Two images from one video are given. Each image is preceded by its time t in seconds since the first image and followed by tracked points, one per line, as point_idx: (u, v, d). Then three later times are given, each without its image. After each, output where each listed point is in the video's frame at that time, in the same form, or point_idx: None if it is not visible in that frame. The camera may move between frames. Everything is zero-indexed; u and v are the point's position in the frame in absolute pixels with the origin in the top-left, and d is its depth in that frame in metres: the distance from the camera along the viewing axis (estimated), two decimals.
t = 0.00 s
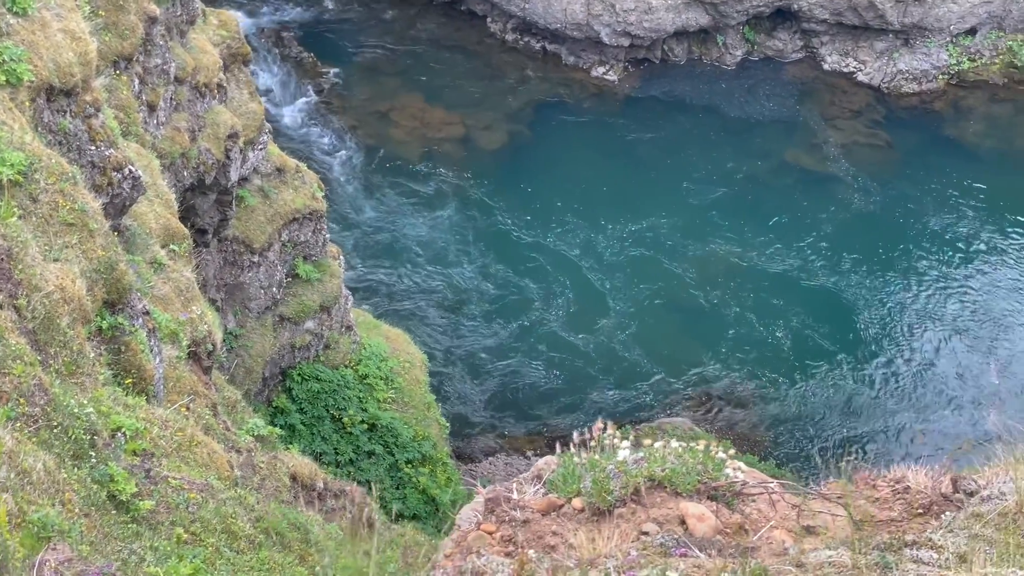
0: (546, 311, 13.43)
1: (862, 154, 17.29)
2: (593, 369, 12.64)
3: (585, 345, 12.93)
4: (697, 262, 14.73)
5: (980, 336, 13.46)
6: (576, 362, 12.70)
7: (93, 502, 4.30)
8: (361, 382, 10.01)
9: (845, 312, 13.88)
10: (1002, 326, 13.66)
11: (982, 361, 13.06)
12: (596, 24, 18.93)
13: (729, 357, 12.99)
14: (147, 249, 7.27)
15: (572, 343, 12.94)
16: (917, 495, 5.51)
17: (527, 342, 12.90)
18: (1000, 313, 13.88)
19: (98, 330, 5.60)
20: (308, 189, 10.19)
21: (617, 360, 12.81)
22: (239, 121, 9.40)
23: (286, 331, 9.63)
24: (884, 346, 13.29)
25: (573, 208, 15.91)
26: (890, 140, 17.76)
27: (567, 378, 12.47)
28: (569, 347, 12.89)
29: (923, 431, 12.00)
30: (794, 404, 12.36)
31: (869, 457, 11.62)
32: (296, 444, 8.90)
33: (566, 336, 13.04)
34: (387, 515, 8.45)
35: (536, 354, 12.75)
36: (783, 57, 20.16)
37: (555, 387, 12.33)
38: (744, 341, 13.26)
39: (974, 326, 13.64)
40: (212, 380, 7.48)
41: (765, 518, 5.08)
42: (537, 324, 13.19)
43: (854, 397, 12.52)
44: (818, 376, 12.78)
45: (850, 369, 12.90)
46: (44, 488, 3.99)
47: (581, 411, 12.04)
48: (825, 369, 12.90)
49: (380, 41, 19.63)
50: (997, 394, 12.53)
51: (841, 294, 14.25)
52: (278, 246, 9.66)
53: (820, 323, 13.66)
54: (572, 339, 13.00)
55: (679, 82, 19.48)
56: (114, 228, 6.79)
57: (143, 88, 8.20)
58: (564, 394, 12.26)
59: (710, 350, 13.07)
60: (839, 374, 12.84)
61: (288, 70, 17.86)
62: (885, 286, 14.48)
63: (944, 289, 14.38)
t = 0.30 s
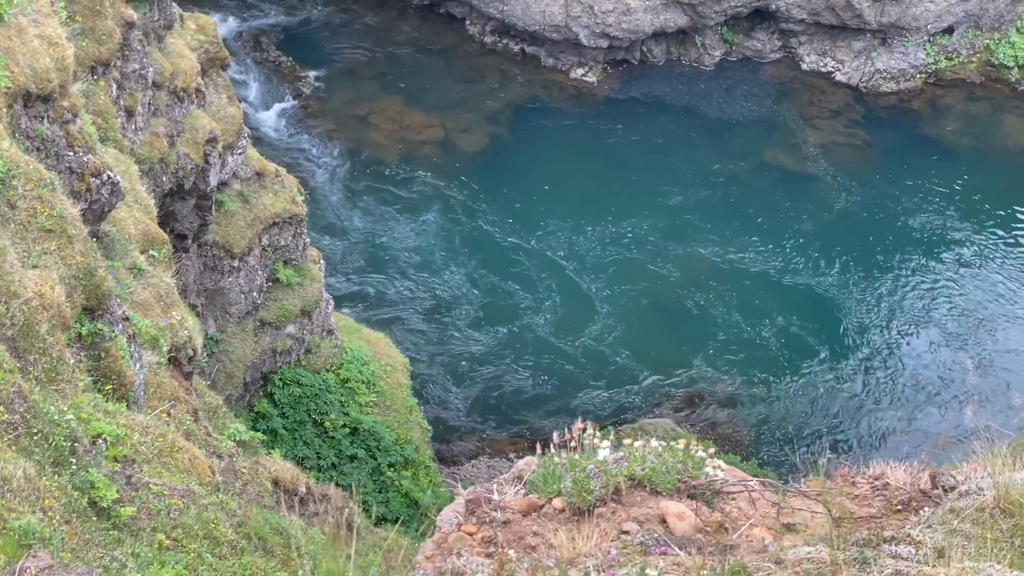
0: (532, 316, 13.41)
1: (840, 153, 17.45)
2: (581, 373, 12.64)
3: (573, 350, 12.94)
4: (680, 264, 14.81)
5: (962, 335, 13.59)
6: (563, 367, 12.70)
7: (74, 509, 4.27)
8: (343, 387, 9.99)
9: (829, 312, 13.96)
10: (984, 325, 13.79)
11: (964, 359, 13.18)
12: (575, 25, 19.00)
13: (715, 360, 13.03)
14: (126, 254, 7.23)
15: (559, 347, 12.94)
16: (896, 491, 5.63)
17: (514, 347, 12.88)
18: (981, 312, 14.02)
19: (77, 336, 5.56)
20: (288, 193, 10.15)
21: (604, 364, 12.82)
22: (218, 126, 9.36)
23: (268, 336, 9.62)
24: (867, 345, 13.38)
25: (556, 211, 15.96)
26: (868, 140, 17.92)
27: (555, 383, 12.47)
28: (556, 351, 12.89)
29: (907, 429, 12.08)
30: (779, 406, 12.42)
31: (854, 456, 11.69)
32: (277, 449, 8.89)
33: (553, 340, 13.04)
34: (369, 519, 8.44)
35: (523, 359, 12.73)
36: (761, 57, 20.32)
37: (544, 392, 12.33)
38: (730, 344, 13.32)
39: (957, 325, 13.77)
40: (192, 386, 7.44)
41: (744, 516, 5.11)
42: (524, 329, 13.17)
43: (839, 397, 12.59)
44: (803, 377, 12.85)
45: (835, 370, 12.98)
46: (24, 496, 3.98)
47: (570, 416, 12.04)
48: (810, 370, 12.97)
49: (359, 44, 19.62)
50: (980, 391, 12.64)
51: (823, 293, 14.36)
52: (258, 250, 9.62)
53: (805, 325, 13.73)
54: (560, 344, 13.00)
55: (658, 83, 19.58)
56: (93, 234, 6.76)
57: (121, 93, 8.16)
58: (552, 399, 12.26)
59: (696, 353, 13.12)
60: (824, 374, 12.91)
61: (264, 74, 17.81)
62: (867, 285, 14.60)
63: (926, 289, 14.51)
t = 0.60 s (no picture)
0: (520, 323, 13.41)
1: (820, 154, 17.63)
2: (570, 380, 12.65)
3: (562, 357, 12.95)
4: (664, 267, 14.88)
5: (945, 335, 13.72)
6: (552, 373, 12.70)
7: (55, 518, 4.26)
8: (325, 393, 9.97)
9: (814, 314, 14.06)
10: (967, 325, 13.93)
11: (948, 358, 13.30)
12: (553, 30, 19.07)
13: (701, 364, 13.09)
14: (106, 262, 7.21)
15: (547, 354, 12.95)
16: (875, 490, 5.71)
17: (502, 354, 12.88)
18: (964, 312, 14.16)
19: (58, 345, 5.53)
20: (268, 200, 10.13)
21: (592, 369, 12.85)
22: (197, 133, 9.33)
23: (249, 343, 9.56)
24: (852, 346, 13.48)
25: (539, 215, 16.02)
26: (847, 142, 18.09)
27: (544, 390, 12.47)
28: (544, 359, 12.90)
29: (893, 429, 12.16)
30: (766, 408, 12.49)
31: (839, 456, 11.77)
32: (260, 456, 8.88)
33: (540, 347, 13.05)
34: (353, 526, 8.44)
35: (511, 367, 12.72)
36: (740, 60, 20.49)
37: (533, 400, 12.33)
38: (716, 347, 13.39)
39: (941, 326, 13.89)
40: (174, 394, 7.41)
41: (725, 517, 5.17)
42: (512, 336, 13.17)
43: (825, 398, 12.67)
44: (789, 380, 12.93)
45: (820, 372, 13.06)
46: (4, 505, 3.99)
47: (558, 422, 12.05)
48: (795, 373, 13.05)
49: (338, 50, 19.61)
50: (963, 390, 12.74)
51: (807, 294, 14.47)
52: (239, 257, 9.59)
53: (789, 326, 13.83)
54: (547, 350, 13.01)
55: (638, 86, 19.69)
56: (72, 243, 6.74)
57: (100, 101, 8.13)
58: (541, 406, 12.26)
59: (683, 357, 13.18)
60: (810, 376, 13.00)
61: (243, 79, 17.74)
62: (850, 286, 14.72)
63: (909, 290, 14.64)
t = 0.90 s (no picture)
0: (508, 332, 13.45)
1: (800, 158, 17.81)
2: (558, 388, 12.70)
3: (550, 365, 13.00)
4: (647, 272, 15.00)
5: (928, 336, 13.87)
6: (540, 381, 12.75)
7: (36, 530, 4.27)
8: (308, 401, 9.98)
9: (798, 317, 14.19)
10: (949, 325, 14.09)
11: (931, 359, 13.45)
12: (533, 36, 19.14)
13: (688, 368, 13.19)
14: (86, 273, 7.21)
15: (535, 363, 12.99)
16: (851, 490, 5.82)
17: (488, 361, 12.94)
18: (946, 313, 14.33)
19: (37, 355, 5.53)
20: (249, 208, 10.13)
21: (579, 376, 12.90)
22: (176, 142, 9.33)
23: (231, 352, 9.57)
24: (836, 348, 13.62)
25: (523, 221, 16.11)
26: (825, 145, 18.29)
27: (533, 398, 12.50)
28: (531, 367, 12.94)
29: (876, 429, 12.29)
30: (751, 411, 12.59)
31: (822, 456, 11.87)
32: (242, 465, 8.90)
33: (528, 356, 13.09)
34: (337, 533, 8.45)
35: (498, 375, 12.77)
36: (719, 64, 20.67)
37: (522, 408, 12.36)
38: (701, 352, 13.49)
39: (923, 326, 14.05)
40: (156, 403, 7.40)
41: (701, 518, 5.27)
42: (499, 345, 13.21)
43: (809, 400, 12.79)
44: (773, 383, 13.04)
45: (805, 374, 13.19)
46: None
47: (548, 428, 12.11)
48: (780, 375, 13.17)
49: (318, 58, 19.63)
50: (946, 390, 12.88)
51: (790, 297, 14.60)
52: (220, 266, 9.59)
53: (773, 328, 13.95)
54: (535, 358, 13.06)
55: (617, 91, 19.82)
56: (51, 253, 6.74)
57: (78, 111, 8.12)
58: (530, 414, 12.30)
59: (669, 362, 13.27)
60: (794, 378, 13.12)
61: (223, 90, 17.76)
62: (833, 289, 14.88)
63: (891, 292, 14.80)
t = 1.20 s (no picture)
0: (496, 342, 13.46)
1: (779, 163, 17.99)
2: (546, 396, 12.74)
3: (537, 373, 13.05)
4: (632, 279, 15.10)
5: (910, 338, 14.02)
6: (527, 390, 12.78)
7: (16, 543, 4.25)
8: (289, 411, 9.95)
9: (781, 321, 14.32)
10: (931, 327, 14.25)
11: (912, 361, 13.59)
12: (511, 43, 19.22)
13: (673, 375, 13.28)
14: (65, 283, 7.18)
15: (523, 373, 13.02)
16: (829, 492, 5.90)
17: (475, 370, 12.98)
18: (927, 315, 14.49)
19: (17, 368, 5.51)
20: (228, 218, 10.11)
21: (567, 384, 12.94)
22: (155, 152, 9.31)
23: (212, 362, 9.53)
24: (819, 352, 13.75)
25: (507, 230, 16.18)
26: (804, 150, 18.49)
27: (521, 407, 12.54)
28: (519, 377, 12.97)
29: (861, 431, 12.40)
30: (736, 416, 12.68)
31: (806, 458, 11.96)
32: (224, 475, 8.87)
33: (517, 366, 13.12)
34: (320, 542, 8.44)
35: (486, 385, 12.80)
36: (698, 70, 20.83)
37: (510, 417, 12.40)
38: (686, 359, 13.58)
39: (905, 329, 14.21)
40: (136, 415, 7.37)
41: (680, 521, 5.33)
42: (488, 355, 13.22)
43: (794, 404, 12.89)
44: (758, 387, 13.15)
45: (788, 378, 13.30)
46: None
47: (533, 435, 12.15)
48: (764, 379, 13.28)
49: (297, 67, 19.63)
50: (929, 392, 12.99)
51: (774, 301, 14.73)
52: (200, 276, 9.56)
53: (757, 333, 14.07)
54: (523, 368, 13.09)
55: (596, 98, 19.93)
56: (30, 264, 6.71)
57: (56, 121, 8.09)
58: (518, 422, 12.33)
59: (655, 369, 13.34)
60: (778, 382, 13.24)
61: (203, 100, 17.73)
62: (816, 293, 15.01)
63: (874, 295, 14.95)
